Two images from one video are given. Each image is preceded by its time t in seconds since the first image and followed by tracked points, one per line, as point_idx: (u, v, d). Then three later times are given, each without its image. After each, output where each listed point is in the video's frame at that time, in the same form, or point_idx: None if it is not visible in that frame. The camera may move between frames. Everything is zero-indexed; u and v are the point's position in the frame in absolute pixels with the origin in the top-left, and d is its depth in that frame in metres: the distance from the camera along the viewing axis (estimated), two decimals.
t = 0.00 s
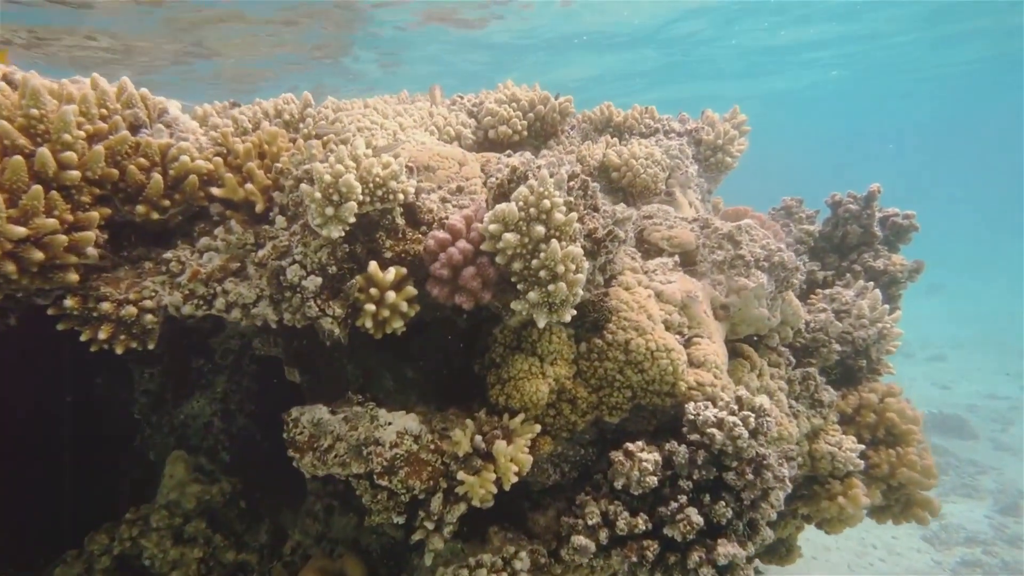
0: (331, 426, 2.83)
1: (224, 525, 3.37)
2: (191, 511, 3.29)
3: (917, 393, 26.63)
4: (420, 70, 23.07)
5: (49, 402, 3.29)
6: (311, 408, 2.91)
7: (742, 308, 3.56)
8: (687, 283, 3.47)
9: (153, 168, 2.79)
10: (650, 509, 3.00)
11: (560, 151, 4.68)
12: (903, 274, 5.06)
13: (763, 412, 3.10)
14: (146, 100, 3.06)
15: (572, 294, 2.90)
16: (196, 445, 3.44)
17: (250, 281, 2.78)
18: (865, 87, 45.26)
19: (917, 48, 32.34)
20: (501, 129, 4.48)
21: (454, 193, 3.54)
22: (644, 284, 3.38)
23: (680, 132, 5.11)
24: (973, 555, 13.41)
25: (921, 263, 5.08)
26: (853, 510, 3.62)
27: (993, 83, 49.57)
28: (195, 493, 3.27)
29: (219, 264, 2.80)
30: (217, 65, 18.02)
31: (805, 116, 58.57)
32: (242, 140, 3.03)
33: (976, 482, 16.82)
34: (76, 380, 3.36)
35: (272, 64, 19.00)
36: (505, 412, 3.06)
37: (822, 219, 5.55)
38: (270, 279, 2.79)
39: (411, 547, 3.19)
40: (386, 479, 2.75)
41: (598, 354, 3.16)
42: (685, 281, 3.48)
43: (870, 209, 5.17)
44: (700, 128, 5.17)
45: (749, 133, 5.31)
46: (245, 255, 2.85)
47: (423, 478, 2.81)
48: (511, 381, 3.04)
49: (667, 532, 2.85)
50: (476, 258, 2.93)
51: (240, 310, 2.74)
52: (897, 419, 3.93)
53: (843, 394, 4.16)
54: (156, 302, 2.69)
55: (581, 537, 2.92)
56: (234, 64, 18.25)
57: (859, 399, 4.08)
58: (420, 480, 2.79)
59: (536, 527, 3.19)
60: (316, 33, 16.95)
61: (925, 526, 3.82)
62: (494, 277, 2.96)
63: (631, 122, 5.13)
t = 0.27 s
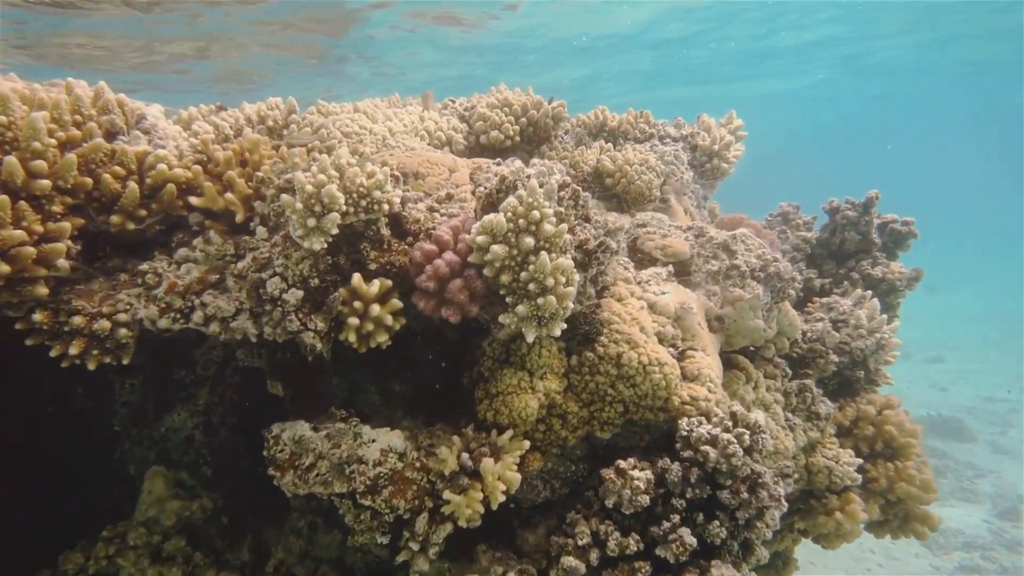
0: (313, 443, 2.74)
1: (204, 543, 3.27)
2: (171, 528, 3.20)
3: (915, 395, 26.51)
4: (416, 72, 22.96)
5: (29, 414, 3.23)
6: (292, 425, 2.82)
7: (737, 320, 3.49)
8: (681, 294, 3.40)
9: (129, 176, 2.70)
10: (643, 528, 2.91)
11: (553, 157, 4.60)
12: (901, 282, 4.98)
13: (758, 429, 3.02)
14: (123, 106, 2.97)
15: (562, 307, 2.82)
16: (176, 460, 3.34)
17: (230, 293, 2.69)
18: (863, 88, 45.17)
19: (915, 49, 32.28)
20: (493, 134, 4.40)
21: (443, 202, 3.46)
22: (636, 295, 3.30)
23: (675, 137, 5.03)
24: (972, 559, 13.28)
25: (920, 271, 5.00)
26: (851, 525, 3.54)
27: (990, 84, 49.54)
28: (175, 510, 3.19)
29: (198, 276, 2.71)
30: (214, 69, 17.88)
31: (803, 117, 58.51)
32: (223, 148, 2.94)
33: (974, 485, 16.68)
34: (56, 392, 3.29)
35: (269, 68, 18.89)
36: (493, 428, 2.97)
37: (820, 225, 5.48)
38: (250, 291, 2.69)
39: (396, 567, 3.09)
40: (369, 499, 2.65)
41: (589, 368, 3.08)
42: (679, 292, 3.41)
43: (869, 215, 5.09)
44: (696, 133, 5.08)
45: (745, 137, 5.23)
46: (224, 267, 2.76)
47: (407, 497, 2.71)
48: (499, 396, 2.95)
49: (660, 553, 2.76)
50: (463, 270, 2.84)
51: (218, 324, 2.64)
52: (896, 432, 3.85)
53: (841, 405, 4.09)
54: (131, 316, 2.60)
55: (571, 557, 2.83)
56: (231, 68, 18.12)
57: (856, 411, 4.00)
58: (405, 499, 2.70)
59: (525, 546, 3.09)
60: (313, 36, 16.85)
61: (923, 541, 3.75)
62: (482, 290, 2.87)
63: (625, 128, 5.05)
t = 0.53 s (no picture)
0: (293, 462, 2.65)
1: (183, 562, 3.18)
2: (148, 548, 3.10)
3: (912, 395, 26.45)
4: (412, 73, 22.83)
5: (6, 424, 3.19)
6: (272, 442, 2.72)
7: (732, 331, 3.41)
8: (673, 304, 3.33)
9: (102, 186, 2.60)
10: (634, 549, 2.83)
11: (544, 162, 4.51)
12: (899, 289, 4.91)
13: (752, 445, 2.94)
14: (97, 113, 2.88)
15: (551, 321, 2.73)
16: (154, 476, 3.23)
17: (206, 307, 2.58)
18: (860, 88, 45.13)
19: (912, 49, 32.24)
20: (483, 139, 4.32)
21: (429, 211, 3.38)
22: (628, 307, 3.22)
23: (670, 142, 4.99)
24: (969, 563, 13.16)
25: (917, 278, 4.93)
26: (848, 540, 3.45)
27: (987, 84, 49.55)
28: (152, 528, 3.10)
29: (173, 289, 2.60)
30: (208, 70, 17.71)
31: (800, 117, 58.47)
32: (201, 156, 2.84)
33: (972, 487, 16.57)
34: (34, 403, 3.21)
35: (263, 69, 18.75)
36: (480, 445, 2.88)
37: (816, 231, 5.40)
38: (227, 305, 2.59)
39: None
40: (350, 520, 2.56)
41: (579, 382, 3.00)
42: (672, 303, 3.33)
43: (865, 221, 5.02)
44: (690, 138, 5.02)
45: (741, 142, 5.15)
46: (201, 280, 2.66)
47: (390, 518, 2.61)
48: (486, 412, 2.86)
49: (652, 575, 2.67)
50: (449, 283, 2.75)
51: (194, 340, 2.54)
52: (893, 444, 3.78)
53: (837, 416, 4.01)
54: (102, 331, 2.50)
55: None
56: (225, 69, 17.96)
57: (853, 423, 3.93)
58: (388, 520, 2.60)
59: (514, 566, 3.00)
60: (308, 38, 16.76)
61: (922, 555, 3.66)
62: (469, 304, 2.78)
63: (619, 132, 4.95)
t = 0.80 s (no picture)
0: (276, 479, 2.57)
1: None
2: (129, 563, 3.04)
3: (910, 396, 26.40)
4: (408, 73, 22.68)
5: None
6: (255, 459, 2.64)
7: (727, 341, 3.35)
8: (667, 314, 3.27)
9: (78, 195, 2.52)
10: (626, 567, 2.76)
11: (538, 167, 4.43)
12: (897, 296, 4.85)
13: (748, 460, 2.87)
14: (75, 119, 2.81)
15: (541, 333, 2.66)
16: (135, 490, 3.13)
17: (186, 319, 2.49)
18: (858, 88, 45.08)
19: (911, 49, 32.18)
20: (475, 143, 4.26)
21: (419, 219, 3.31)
22: (621, 317, 3.16)
23: (665, 147, 4.94)
24: (967, 566, 13.07)
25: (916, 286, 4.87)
26: (846, 553, 3.36)
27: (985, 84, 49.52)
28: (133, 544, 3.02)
29: (152, 301, 2.51)
30: (202, 70, 17.55)
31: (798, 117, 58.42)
32: (182, 163, 2.76)
33: (971, 490, 16.48)
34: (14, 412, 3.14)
35: (259, 70, 18.60)
36: (469, 459, 2.80)
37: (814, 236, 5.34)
38: (208, 318, 2.50)
39: None
40: (334, 540, 2.48)
41: (572, 395, 2.93)
42: (665, 313, 3.27)
43: (863, 226, 4.96)
44: (685, 142, 4.97)
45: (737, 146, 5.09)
46: (181, 292, 2.57)
47: (376, 537, 2.53)
48: (476, 427, 2.79)
49: None
50: (437, 294, 2.68)
51: (172, 353, 2.46)
52: (891, 455, 3.71)
53: (834, 427, 3.95)
54: (77, 344, 2.42)
55: None
56: (220, 69, 17.80)
57: (851, 433, 3.87)
58: (373, 539, 2.52)
59: None
60: (303, 39, 16.63)
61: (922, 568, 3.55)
62: (457, 316, 2.71)
63: (614, 136, 4.88)
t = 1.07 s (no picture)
0: (254, 501, 2.47)
1: None
2: None
3: (908, 398, 26.36)
4: (405, 74, 22.56)
5: None
6: (233, 480, 2.55)
7: (723, 355, 3.27)
8: (661, 327, 3.19)
9: (48, 207, 2.42)
10: None
11: (530, 174, 4.32)
12: (895, 305, 4.78)
13: (743, 481, 2.79)
14: (47, 126, 2.72)
15: (530, 350, 2.58)
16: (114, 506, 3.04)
17: (162, 336, 2.39)
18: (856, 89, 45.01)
19: (910, 50, 32.12)
20: (466, 150, 4.18)
21: (406, 229, 3.23)
22: (613, 331, 3.08)
23: (660, 154, 4.81)
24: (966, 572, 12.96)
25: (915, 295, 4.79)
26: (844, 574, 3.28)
27: (984, 85, 49.48)
28: (108, 564, 2.89)
29: (126, 316, 2.41)
30: (198, 70, 17.46)
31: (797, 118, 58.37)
32: (158, 172, 2.66)
33: (969, 494, 16.38)
34: None
35: (254, 71, 18.50)
36: (455, 480, 2.71)
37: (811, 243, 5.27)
38: (184, 334, 2.40)
39: None
40: (314, 566, 2.39)
41: (562, 412, 2.85)
42: (659, 327, 3.19)
43: (862, 234, 4.88)
44: (681, 147, 4.85)
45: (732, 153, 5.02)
46: (155, 307, 2.47)
47: (357, 562, 2.44)
48: (463, 445, 2.70)
49: None
50: (423, 310, 2.59)
51: (146, 371, 2.36)
52: (890, 471, 3.63)
53: (832, 441, 3.87)
54: (46, 362, 2.33)
55: None
56: (216, 70, 17.71)
57: (849, 448, 3.79)
58: (355, 565, 2.42)
59: None
60: (300, 41, 16.55)
61: None
62: (443, 332, 2.62)
63: (608, 141, 4.82)
